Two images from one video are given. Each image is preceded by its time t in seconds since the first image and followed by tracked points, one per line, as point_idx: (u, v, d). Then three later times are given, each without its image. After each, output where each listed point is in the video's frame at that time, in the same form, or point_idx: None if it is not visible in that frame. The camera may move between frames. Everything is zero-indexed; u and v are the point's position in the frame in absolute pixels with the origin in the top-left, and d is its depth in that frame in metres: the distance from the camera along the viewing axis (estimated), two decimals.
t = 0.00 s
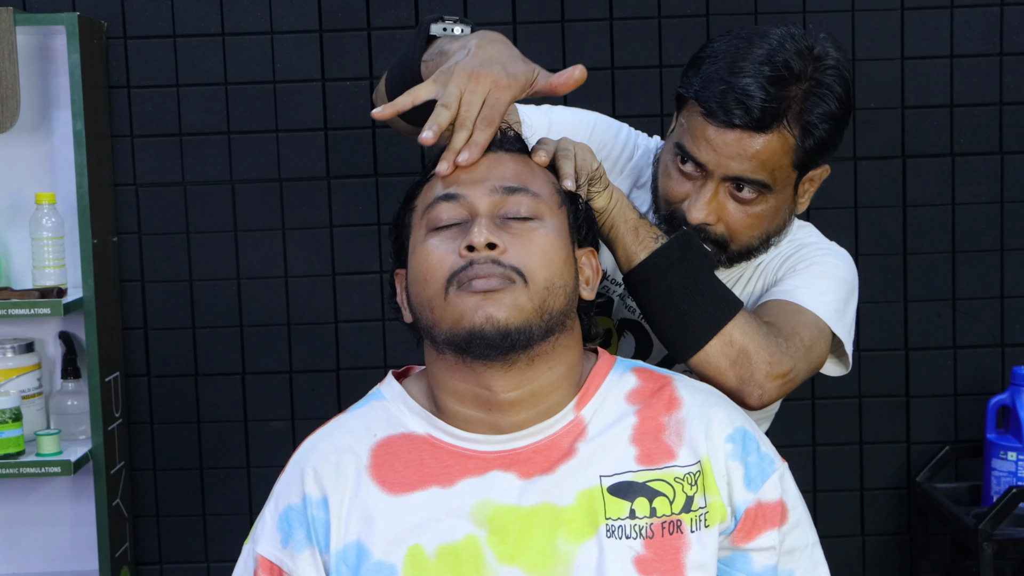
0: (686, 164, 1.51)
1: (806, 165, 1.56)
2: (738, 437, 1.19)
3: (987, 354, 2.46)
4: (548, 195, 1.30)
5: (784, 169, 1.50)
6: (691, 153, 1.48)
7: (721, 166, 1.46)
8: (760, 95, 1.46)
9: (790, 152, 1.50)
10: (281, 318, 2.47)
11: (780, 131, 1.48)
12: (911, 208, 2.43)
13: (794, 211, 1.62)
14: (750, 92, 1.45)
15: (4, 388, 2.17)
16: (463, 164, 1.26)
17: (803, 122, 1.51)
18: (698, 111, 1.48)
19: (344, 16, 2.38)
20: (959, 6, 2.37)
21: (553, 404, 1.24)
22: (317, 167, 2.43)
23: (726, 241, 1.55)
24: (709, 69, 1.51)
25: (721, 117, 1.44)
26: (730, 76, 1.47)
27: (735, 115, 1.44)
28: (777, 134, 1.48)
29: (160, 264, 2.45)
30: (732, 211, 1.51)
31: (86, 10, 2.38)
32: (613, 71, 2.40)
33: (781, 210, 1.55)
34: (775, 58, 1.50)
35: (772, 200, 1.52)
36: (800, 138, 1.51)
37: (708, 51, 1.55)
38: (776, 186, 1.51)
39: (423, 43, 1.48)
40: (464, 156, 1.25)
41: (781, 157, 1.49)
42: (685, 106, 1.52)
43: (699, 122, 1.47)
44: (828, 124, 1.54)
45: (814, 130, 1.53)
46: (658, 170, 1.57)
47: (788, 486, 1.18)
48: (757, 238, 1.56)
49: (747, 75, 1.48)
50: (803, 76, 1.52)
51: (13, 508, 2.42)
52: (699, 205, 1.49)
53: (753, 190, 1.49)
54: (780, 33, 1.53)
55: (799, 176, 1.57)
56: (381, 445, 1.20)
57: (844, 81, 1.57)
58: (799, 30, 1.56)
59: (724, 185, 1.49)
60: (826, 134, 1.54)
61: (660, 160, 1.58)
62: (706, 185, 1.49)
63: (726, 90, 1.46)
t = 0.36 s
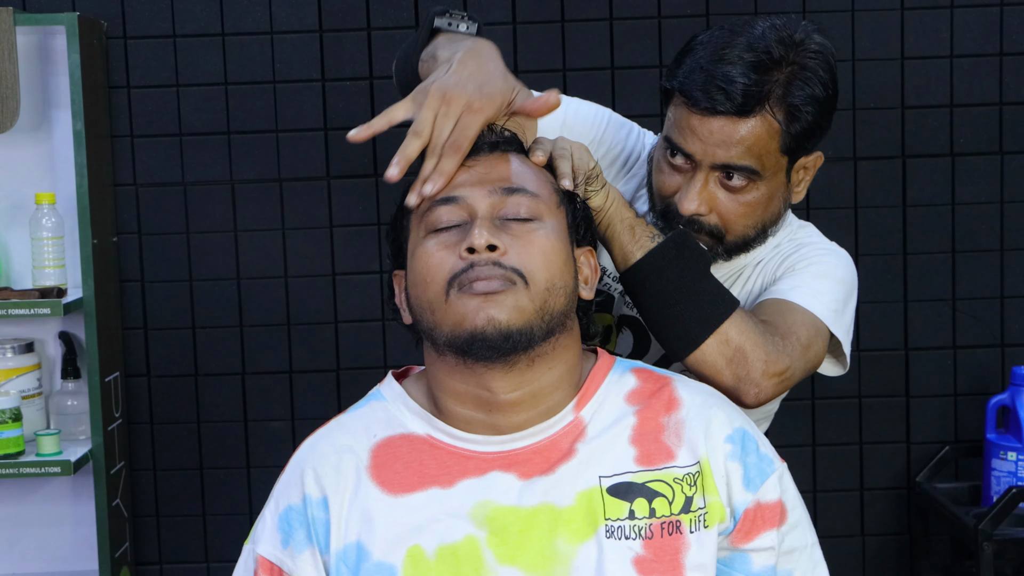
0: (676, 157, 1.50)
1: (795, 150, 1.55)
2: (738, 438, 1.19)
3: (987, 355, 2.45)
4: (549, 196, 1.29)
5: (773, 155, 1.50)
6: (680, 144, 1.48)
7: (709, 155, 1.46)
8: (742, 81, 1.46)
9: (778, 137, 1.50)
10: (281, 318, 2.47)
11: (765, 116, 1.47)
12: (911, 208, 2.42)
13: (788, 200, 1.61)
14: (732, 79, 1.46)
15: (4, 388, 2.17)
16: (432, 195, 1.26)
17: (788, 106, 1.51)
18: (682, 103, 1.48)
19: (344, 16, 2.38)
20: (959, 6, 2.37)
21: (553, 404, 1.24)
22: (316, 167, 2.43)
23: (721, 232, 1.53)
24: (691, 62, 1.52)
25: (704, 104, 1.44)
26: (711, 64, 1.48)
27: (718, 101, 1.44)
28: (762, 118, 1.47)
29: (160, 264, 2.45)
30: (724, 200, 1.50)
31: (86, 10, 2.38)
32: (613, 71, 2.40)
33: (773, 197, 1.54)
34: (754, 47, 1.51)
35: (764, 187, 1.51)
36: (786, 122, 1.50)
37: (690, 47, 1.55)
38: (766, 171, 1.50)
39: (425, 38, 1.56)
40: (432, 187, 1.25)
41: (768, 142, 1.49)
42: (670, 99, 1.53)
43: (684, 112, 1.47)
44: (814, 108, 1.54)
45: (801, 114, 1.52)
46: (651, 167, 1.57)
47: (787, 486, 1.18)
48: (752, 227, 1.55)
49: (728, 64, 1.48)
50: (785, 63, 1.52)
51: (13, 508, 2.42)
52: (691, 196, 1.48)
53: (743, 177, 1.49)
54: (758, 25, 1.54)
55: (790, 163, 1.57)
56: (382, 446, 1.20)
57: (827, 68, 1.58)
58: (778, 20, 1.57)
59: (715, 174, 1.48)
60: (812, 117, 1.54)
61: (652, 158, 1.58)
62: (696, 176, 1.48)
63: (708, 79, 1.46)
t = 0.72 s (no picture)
0: (663, 140, 1.51)
1: (781, 130, 1.56)
2: (738, 438, 1.19)
3: (987, 355, 2.46)
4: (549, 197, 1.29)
5: (757, 132, 1.50)
6: (666, 126, 1.48)
7: (695, 134, 1.46)
8: (725, 59, 1.46)
9: (762, 116, 1.50)
10: (281, 319, 2.47)
11: (750, 93, 1.48)
12: (911, 208, 2.43)
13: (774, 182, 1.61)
14: (715, 57, 1.46)
15: (4, 388, 2.17)
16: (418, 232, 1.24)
17: (772, 85, 1.51)
18: (667, 84, 1.49)
19: (343, 16, 2.38)
20: (959, 6, 2.38)
21: (555, 404, 1.23)
22: (316, 167, 2.43)
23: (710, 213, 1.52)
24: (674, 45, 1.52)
25: (689, 83, 1.45)
26: (694, 45, 1.49)
27: (702, 79, 1.45)
28: (747, 96, 1.47)
29: (160, 265, 2.45)
30: (712, 180, 1.49)
31: (86, 10, 2.38)
32: (613, 71, 2.40)
33: (761, 177, 1.54)
34: (737, 27, 1.51)
35: (751, 166, 1.51)
36: (771, 100, 1.51)
37: (675, 32, 1.57)
38: (752, 150, 1.50)
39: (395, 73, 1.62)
40: (413, 225, 1.22)
41: (754, 120, 1.49)
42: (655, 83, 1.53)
43: (668, 93, 1.48)
44: (798, 86, 1.54)
45: (785, 92, 1.52)
46: (639, 151, 1.57)
47: (787, 486, 1.18)
48: (741, 209, 1.54)
49: (712, 43, 1.49)
50: (768, 41, 1.53)
51: (13, 508, 2.42)
52: (679, 177, 1.48)
53: (730, 156, 1.48)
54: (741, 8, 1.55)
55: (776, 143, 1.57)
56: (383, 446, 1.19)
57: (809, 48, 1.58)
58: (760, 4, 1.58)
59: (702, 153, 1.49)
60: (797, 96, 1.54)
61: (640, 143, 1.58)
62: (684, 156, 1.48)
63: (692, 58, 1.47)
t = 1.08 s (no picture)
0: (589, 119, 1.50)
1: (698, 97, 1.56)
2: (740, 439, 1.14)
3: (987, 355, 2.46)
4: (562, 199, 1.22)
5: (677, 98, 1.50)
6: (590, 103, 1.48)
7: (621, 107, 1.47)
8: (639, 31, 1.47)
9: (681, 81, 1.51)
10: (281, 319, 2.47)
11: (666, 61, 1.49)
12: (911, 208, 2.43)
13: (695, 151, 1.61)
14: (629, 30, 1.47)
15: (4, 388, 2.17)
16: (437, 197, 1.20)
17: (685, 51, 1.51)
18: (586, 62, 1.49)
19: (343, 16, 2.38)
20: (959, 6, 2.38)
21: (558, 406, 1.18)
22: (316, 167, 2.43)
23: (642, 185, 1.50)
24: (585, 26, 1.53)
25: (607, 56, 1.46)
26: (606, 20, 1.49)
27: (619, 51, 1.46)
28: (664, 64, 1.48)
29: (160, 265, 2.45)
30: (640, 150, 1.48)
31: (85, 10, 2.38)
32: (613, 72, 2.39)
33: (686, 145, 1.54)
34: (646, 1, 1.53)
35: (676, 133, 1.51)
36: (686, 66, 1.51)
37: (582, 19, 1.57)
38: (675, 116, 1.50)
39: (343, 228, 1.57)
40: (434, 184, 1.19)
41: (672, 86, 1.50)
42: (571, 68, 1.54)
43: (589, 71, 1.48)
44: (709, 51, 1.55)
45: (698, 57, 1.53)
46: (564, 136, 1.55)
47: (789, 487, 1.14)
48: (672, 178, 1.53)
49: (623, 18, 1.49)
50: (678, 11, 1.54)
51: (13, 508, 2.42)
52: (610, 150, 1.47)
53: (656, 123, 1.49)
54: None
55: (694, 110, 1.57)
56: (386, 445, 1.15)
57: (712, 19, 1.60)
58: None
59: (629, 125, 1.48)
60: (709, 61, 1.55)
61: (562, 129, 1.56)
62: (612, 130, 1.48)
63: (607, 32, 1.47)
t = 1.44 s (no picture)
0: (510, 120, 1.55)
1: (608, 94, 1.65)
2: (738, 436, 1.15)
3: (987, 354, 2.46)
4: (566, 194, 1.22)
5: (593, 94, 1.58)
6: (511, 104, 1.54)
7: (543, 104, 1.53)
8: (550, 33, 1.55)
9: (594, 80, 1.59)
10: (281, 318, 2.47)
11: (578, 59, 1.57)
12: (911, 208, 2.43)
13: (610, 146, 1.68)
14: (540, 34, 1.55)
15: (4, 388, 2.17)
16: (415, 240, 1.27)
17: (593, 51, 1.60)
18: (501, 67, 1.56)
19: (344, 16, 2.38)
20: (959, 6, 2.38)
21: (558, 401, 1.18)
22: (316, 167, 2.43)
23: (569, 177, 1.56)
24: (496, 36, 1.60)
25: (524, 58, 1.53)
26: (517, 28, 1.57)
27: (533, 52, 1.54)
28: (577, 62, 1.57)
29: (160, 265, 2.45)
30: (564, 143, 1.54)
31: (86, 10, 2.38)
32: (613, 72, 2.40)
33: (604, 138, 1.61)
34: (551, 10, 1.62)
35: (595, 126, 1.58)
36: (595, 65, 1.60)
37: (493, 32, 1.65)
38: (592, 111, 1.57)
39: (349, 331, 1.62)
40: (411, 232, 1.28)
41: (588, 83, 1.57)
42: (484, 78, 1.60)
43: (507, 74, 1.55)
44: (614, 50, 1.64)
45: (604, 55, 1.61)
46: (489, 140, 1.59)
47: (786, 483, 1.14)
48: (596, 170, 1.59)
49: (532, 24, 1.57)
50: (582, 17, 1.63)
51: (13, 508, 2.42)
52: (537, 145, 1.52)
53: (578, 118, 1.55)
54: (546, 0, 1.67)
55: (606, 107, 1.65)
56: (386, 442, 1.15)
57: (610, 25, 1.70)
58: None
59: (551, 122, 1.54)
60: (614, 60, 1.64)
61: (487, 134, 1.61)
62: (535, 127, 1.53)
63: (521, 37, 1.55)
